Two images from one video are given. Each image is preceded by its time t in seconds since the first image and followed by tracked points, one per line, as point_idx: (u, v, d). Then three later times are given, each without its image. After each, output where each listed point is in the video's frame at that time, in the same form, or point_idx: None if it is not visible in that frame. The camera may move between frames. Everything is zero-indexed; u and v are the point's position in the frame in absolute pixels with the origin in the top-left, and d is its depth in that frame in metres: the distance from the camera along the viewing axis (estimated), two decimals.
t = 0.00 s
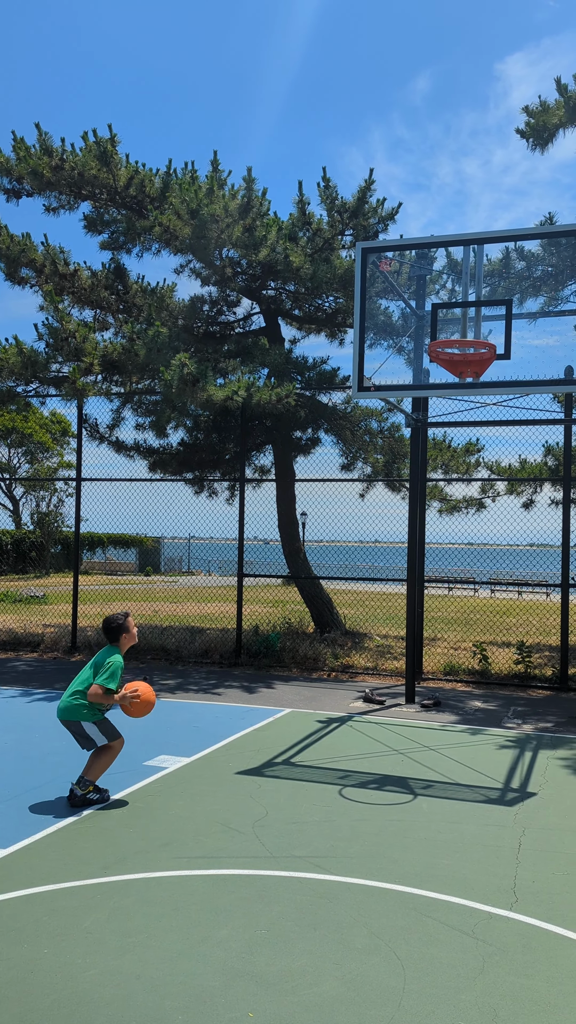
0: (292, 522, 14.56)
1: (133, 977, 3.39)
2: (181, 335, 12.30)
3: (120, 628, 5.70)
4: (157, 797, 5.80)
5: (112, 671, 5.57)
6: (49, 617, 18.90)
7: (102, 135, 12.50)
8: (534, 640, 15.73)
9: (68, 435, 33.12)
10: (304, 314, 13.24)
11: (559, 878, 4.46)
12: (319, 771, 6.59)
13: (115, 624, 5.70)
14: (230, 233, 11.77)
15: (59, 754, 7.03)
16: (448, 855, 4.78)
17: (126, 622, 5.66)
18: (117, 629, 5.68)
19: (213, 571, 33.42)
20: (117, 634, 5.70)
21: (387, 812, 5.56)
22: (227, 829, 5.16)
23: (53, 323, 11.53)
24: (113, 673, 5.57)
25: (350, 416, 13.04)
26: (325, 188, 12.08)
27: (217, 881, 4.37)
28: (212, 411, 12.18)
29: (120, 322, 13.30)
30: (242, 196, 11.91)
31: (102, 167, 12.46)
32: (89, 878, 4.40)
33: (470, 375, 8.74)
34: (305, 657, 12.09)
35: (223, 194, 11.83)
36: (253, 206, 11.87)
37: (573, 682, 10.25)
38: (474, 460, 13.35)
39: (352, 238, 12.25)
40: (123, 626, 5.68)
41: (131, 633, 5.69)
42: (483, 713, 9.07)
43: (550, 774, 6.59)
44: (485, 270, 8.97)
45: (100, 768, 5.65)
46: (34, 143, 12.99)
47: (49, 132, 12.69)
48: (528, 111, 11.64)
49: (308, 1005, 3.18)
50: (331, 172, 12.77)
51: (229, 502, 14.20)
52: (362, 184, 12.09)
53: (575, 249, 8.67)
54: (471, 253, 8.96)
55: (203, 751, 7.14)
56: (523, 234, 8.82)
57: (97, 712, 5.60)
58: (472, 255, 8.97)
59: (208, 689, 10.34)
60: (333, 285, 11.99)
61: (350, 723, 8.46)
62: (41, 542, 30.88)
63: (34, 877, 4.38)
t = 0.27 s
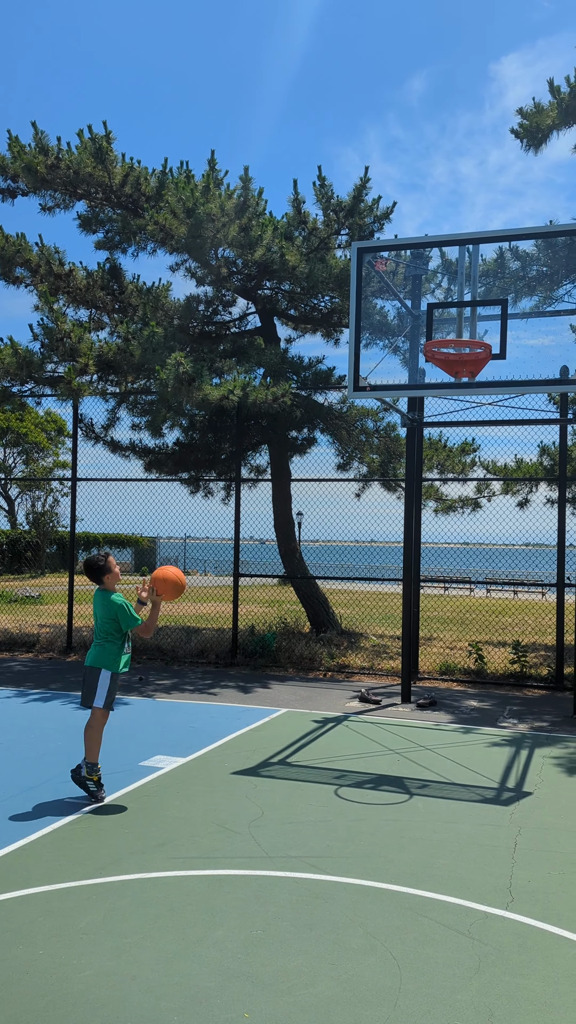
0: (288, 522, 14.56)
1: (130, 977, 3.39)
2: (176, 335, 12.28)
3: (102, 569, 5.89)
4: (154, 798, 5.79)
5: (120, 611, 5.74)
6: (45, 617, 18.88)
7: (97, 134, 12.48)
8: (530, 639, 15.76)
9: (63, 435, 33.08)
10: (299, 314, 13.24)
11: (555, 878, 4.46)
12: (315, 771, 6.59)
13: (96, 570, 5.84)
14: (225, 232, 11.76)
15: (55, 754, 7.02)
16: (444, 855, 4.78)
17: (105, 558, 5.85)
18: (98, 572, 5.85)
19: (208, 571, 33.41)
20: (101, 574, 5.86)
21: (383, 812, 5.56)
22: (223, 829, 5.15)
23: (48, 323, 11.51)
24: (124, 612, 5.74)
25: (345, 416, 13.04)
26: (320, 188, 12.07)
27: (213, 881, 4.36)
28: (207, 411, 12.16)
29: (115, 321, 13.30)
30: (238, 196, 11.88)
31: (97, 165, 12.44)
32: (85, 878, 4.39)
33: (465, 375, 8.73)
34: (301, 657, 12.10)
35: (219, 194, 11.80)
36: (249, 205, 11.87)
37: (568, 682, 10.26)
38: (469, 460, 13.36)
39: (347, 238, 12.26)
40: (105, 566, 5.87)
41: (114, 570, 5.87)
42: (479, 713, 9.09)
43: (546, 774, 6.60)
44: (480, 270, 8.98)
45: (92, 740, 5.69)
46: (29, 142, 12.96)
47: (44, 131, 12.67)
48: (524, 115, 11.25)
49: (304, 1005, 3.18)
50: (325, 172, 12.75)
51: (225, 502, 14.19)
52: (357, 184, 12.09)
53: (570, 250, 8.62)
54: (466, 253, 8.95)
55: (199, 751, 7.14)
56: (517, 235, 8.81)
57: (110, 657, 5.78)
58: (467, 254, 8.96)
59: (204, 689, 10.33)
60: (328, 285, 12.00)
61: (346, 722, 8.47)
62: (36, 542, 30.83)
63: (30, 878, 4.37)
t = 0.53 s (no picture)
0: (284, 522, 14.56)
1: (126, 976, 3.39)
2: (173, 335, 12.25)
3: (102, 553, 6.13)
4: (151, 798, 5.79)
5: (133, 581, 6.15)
6: (41, 617, 18.87)
7: (93, 134, 12.45)
8: (526, 640, 15.77)
9: (59, 435, 33.05)
10: (296, 314, 13.24)
11: (551, 877, 4.47)
12: (312, 771, 6.59)
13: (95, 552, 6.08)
14: (221, 232, 11.73)
15: (52, 754, 7.02)
16: (440, 855, 4.79)
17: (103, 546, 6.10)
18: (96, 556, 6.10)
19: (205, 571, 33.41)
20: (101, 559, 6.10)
21: (380, 811, 5.57)
22: (219, 829, 5.15)
23: (44, 323, 11.49)
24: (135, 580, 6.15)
25: (342, 416, 13.04)
26: (317, 188, 12.06)
27: (210, 881, 4.37)
28: (204, 411, 12.13)
29: (112, 321, 13.29)
30: (234, 195, 11.85)
31: (93, 165, 12.42)
32: (81, 879, 4.39)
33: (462, 375, 8.78)
34: (297, 657, 12.10)
35: (215, 193, 11.74)
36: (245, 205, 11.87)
37: (565, 682, 10.28)
38: (466, 460, 13.36)
39: (344, 237, 12.26)
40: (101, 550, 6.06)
41: (114, 551, 6.08)
42: (475, 713, 9.10)
43: (542, 773, 6.61)
44: (478, 267, 8.93)
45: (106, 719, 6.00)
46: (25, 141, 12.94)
47: (40, 130, 12.64)
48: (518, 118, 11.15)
49: (301, 1005, 3.18)
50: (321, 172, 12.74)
51: (221, 502, 14.19)
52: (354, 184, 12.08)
53: (566, 252, 8.63)
54: (462, 252, 8.95)
55: (196, 751, 7.14)
56: (513, 235, 8.78)
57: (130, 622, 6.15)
58: (463, 254, 8.96)
59: (200, 689, 10.33)
60: (325, 285, 12.00)
61: (343, 722, 8.47)
62: (33, 542, 30.79)
63: (26, 878, 4.37)
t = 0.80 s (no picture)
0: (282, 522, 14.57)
1: (123, 977, 3.39)
2: (170, 334, 12.24)
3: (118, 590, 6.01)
4: (148, 798, 5.79)
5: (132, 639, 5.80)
6: (38, 618, 18.84)
7: (91, 134, 12.44)
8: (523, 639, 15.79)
9: (57, 436, 33.03)
10: (293, 314, 13.25)
11: (548, 877, 4.47)
12: (310, 771, 6.59)
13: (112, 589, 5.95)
14: (219, 232, 11.72)
15: (49, 755, 7.01)
16: (438, 855, 4.79)
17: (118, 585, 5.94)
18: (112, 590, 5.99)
19: (202, 571, 33.40)
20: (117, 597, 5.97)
21: (377, 811, 5.57)
22: (217, 829, 5.15)
23: (42, 323, 11.47)
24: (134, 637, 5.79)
25: (339, 416, 13.04)
26: (314, 187, 12.07)
27: (208, 881, 4.36)
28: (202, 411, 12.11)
29: (109, 321, 13.29)
30: (232, 195, 11.84)
31: (90, 165, 12.41)
32: (79, 879, 4.39)
33: (459, 375, 8.75)
34: (295, 657, 12.10)
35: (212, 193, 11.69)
36: (243, 205, 11.87)
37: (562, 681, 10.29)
38: (463, 459, 13.38)
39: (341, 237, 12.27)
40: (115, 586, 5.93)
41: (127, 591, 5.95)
42: (473, 713, 9.11)
43: (539, 773, 6.62)
44: (474, 266, 8.98)
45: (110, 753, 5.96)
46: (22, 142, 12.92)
47: (37, 130, 12.63)
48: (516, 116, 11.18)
49: (298, 1005, 3.18)
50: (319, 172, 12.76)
51: (218, 502, 14.19)
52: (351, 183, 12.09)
53: (563, 252, 8.66)
54: (460, 253, 8.98)
55: (193, 752, 7.14)
56: (510, 234, 8.79)
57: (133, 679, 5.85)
58: (461, 254, 8.99)
59: (198, 689, 10.32)
60: (322, 285, 12.00)
61: (340, 722, 8.47)
62: (30, 543, 30.76)
63: (24, 879, 4.36)
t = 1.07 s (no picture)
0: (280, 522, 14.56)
1: (122, 977, 3.39)
2: (168, 334, 12.24)
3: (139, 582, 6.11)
4: (147, 798, 5.78)
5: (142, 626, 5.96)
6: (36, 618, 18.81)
7: (89, 134, 12.42)
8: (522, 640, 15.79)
9: (55, 435, 33.01)
10: (292, 314, 13.25)
11: (547, 877, 4.47)
12: (308, 771, 6.59)
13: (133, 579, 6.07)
14: (217, 232, 11.74)
15: (48, 755, 7.00)
16: (436, 855, 4.79)
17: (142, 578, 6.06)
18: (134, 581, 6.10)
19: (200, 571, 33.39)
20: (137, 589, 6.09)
21: (376, 811, 5.57)
22: (216, 829, 5.15)
23: (41, 323, 11.46)
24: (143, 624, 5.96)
25: (338, 416, 13.04)
26: (313, 187, 12.07)
27: (207, 881, 4.36)
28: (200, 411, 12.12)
29: (108, 321, 13.28)
30: (230, 194, 11.84)
31: (89, 165, 12.40)
32: (78, 879, 4.39)
33: (457, 375, 8.76)
34: (293, 657, 12.10)
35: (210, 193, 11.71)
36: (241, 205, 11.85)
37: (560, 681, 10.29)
38: (461, 459, 13.38)
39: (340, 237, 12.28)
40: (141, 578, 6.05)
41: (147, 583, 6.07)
42: (471, 712, 9.11)
43: (538, 773, 6.62)
44: (473, 267, 8.96)
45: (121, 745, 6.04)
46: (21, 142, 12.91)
47: (36, 130, 12.62)
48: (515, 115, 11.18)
49: (297, 1005, 3.18)
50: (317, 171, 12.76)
51: (217, 502, 14.19)
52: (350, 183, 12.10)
53: (561, 251, 8.66)
54: (458, 253, 8.98)
55: (192, 751, 7.13)
56: (508, 235, 8.80)
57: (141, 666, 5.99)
58: (459, 254, 8.99)
59: (196, 689, 10.32)
60: (321, 284, 12.00)
61: (339, 722, 8.47)
62: (28, 543, 30.73)
63: (23, 879, 4.36)
